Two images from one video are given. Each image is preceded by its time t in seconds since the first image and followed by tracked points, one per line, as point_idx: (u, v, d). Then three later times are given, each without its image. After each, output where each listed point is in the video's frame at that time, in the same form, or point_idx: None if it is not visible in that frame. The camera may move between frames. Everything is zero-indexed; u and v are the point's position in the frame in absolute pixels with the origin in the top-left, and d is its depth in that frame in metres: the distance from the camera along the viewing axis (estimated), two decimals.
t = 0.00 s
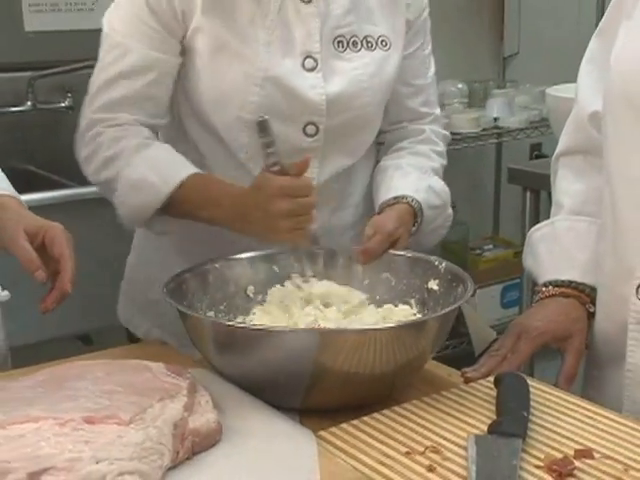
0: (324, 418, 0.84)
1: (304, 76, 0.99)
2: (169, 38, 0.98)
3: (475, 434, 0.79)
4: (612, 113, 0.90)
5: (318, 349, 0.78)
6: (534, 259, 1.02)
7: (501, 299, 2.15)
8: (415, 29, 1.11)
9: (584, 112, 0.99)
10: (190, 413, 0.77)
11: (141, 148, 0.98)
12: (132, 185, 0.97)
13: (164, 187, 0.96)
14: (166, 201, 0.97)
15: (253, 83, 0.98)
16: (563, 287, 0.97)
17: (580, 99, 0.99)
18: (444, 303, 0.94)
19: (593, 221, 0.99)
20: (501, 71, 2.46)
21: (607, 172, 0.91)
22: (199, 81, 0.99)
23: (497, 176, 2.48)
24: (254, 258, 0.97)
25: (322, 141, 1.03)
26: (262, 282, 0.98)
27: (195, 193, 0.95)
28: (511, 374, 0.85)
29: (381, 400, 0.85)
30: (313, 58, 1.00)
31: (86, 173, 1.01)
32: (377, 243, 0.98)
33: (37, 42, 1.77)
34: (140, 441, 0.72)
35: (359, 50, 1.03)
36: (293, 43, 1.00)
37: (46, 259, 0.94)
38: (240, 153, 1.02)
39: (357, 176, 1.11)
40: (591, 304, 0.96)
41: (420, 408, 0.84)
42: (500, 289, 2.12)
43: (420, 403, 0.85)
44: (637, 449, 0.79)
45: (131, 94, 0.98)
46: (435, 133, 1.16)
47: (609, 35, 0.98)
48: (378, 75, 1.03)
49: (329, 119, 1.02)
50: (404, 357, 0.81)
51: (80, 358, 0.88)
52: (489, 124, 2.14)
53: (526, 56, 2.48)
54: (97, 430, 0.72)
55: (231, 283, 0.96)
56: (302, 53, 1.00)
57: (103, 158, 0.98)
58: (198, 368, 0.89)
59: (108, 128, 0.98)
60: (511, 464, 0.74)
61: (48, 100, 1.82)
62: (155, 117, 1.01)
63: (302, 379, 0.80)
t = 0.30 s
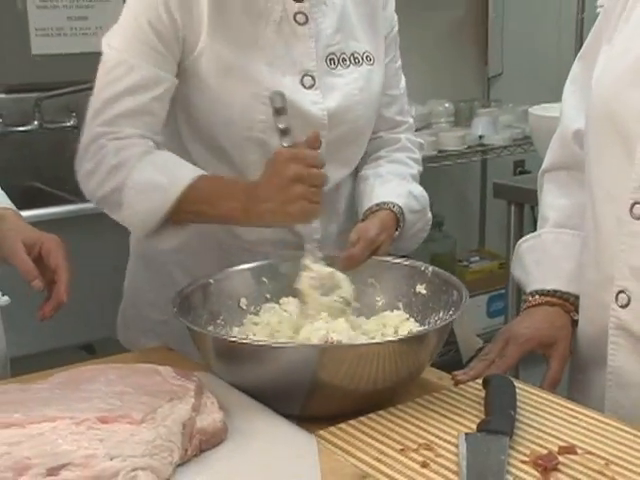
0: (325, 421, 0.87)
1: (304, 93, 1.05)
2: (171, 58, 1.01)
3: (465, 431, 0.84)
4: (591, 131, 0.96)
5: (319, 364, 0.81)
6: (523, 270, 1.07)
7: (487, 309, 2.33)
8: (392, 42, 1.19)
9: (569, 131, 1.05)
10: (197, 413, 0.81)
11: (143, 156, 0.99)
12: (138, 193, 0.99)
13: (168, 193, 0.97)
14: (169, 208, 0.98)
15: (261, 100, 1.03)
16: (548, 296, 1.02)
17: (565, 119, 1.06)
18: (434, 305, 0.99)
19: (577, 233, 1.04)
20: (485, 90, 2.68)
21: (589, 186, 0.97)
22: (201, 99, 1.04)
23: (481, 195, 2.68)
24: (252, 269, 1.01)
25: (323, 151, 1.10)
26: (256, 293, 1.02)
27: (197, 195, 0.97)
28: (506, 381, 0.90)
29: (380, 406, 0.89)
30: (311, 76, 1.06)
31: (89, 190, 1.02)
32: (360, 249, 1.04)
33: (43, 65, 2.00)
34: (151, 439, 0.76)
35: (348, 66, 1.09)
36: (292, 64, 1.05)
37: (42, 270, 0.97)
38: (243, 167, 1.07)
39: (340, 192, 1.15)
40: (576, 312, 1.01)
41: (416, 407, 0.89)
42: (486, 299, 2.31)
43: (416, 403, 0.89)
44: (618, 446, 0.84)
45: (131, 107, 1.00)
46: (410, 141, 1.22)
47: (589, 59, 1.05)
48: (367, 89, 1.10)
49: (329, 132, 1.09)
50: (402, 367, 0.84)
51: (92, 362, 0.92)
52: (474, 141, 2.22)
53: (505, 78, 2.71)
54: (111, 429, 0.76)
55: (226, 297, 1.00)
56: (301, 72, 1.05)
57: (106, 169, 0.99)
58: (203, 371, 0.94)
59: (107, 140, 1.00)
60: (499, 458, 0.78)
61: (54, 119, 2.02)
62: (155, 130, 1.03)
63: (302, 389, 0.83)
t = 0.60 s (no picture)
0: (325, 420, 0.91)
1: (307, 109, 1.10)
2: (181, 71, 1.06)
3: (455, 428, 0.89)
4: (573, 145, 1.01)
5: (320, 365, 0.84)
6: (510, 278, 1.12)
7: (476, 315, 2.45)
8: (388, 67, 1.25)
9: (552, 143, 1.11)
10: (203, 411, 0.85)
11: (147, 166, 1.03)
12: (137, 203, 1.02)
13: (168, 205, 1.01)
14: (168, 218, 1.01)
15: (266, 113, 1.08)
16: (535, 302, 1.07)
17: (548, 132, 1.11)
18: (428, 312, 1.04)
19: (560, 241, 1.10)
20: (472, 105, 2.79)
21: (572, 198, 1.02)
22: (211, 114, 1.08)
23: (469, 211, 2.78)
24: (247, 277, 1.06)
25: (323, 169, 1.15)
26: (255, 294, 1.06)
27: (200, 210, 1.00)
28: (492, 381, 0.94)
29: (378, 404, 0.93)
30: (314, 93, 1.11)
31: (90, 190, 1.05)
32: (362, 258, 1.09)
33: (50, 82, 2.07)
34: (160, 435, 0.80)
35: (349, 86, 1.14)
36: (297, 80, 1.10)
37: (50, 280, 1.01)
38: (246, 179, 1.12)
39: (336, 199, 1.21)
40: (561, 317, 1.06)
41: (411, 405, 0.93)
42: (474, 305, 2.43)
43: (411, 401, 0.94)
44: (601, 441, 0.89)
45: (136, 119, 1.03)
46: (400, 161, 1.28)
47: (570, 77, 1.11)
48: (365, 106, 1.16)
49: (330, 147, 1.13)
50: (400, 368, 0.88)
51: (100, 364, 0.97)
52: (462, 154, 2.27)
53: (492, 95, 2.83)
54: (122, 426, 0.80)
55: (230, 302, 1.04)
56: (304, 88, 1.10)
57: (110, 175, 1.03)
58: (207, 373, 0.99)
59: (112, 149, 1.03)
60: (490, 452, 0.83)
61: (60, 134, 2.08)
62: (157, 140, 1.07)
63: (298, 389, 0.87)
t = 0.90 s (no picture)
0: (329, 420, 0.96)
1: (322, 132, 1.15)
2: (209, 99, 1.10)
3: (451, 428, 0.93)
4: (561, 160, 1.07)
5: (321, 364, 0.89)
6: (504, 287, 1.17)
7: (468, 322, 2.53)
8: (393, 85, 1.31)
9: (543, 159, 1.16)
10: (213, 411, 0.90)
11: (195, 204, 1.06)
12: (193, 240, 1.04)
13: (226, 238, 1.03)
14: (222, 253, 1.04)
15: (285, 138, 1.13)
16: (527, 311, 1.12)
17: (539, 148, 1.17)
18: (421, 318, 1.09)
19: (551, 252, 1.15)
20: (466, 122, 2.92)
21: (562, 211, 1.07)
22: (230, 134, 1.13)
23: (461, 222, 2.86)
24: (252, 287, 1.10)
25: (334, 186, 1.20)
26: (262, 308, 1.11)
27: (247, 245, 1.02)
28: (486, 384, 0.99)
29: (377, 406, 0.98)
30: (328, 117, 1.16)
31: (146, 229, 1.08)
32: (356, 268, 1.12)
33: (70, 98, 2.14)
34: (173, 434, 0.85)
35: (359, 108, 1.20)
36: (312, 106, 1.15)
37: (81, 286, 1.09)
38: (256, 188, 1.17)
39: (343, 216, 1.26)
40: (551, 326, 1.11)
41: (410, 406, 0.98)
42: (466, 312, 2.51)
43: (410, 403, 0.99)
44: (590, 441, 0.94)
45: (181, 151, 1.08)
46: (402, 173, 1.34)
47: (559, 97, 1.16)
48: (374, 126, 1.22)
49: (341, 168, 1.19)
50: (395, 368, 0.92)
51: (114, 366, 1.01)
52: (455, 168, 2.35)
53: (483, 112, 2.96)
54: (137, 425, 0.85)
55: (235, 309, 1.09)
56: (318, 113, 1.15)
57: (165, 212, 1.06)
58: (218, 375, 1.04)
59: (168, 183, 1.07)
60: (485, 451, 0.88)
61: (73, 147, 2.07)
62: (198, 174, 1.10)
63: (300, 391, 0.92)
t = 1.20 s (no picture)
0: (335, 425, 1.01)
1: (322, 148, 1.22)
2: (214, 110, 1.16)
3: (452, 433, 0.98)
4: (554, 177, 1.12)
5: (329, 374, 0.93)
6: (496, 296, 1.22)
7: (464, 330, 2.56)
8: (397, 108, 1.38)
9: (535, 176, 1.21)
10: (224, 416, 0.94)
11: (182, 206, 1.10)
12: (168, 240, 1.08)
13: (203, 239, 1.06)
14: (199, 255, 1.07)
15: (287, 152, 1.19)
16: (520, 320, 1.16)
17: (531, 165, 1.22)
18: (422, 327, 1.14)
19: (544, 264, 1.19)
20: (462, 139, 3.04)
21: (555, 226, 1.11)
22: (235, 148, 1.20)
23: (458, 236, 2.92)
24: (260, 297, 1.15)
25: (334, 201, 1.26)
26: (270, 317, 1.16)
27: (218, 250, 1.06)
28: (483, 389, 1.04)
29: (382, 412, 1.02)
30: (329, 134, 1.23)
31: (138, 226, 1.14)
32: (354, 281, 1.18)
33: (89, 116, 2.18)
34: (187, 438, 0.89)
35: (361, 126, 1.27)
36: (314, 123, 1.22)
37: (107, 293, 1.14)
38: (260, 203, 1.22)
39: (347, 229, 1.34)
40: (544, 334, 1.15)
41: (414, 412, 1.03)
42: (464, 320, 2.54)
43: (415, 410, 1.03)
44: (583, 445, 0.98)
45: (180, 157, 1.13)
46: (396, 194, 1.38)
47: (551, 115, 1.22)
48: (375, 145, 1.28)
49: (341, 183, 1.25)
50: (401, 378, 0.97)
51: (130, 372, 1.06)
52: (452, 183, 2.40)
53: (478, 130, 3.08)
54: (153, 429, 0.89)
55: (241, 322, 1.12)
56: (320, 129, 1.22)
57: (152, 213, 1.11)
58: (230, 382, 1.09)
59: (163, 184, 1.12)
60: (484, 455, 0.92)
61: (89, 164, 2.15)
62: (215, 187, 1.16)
63: (308, 399, 0.96)
